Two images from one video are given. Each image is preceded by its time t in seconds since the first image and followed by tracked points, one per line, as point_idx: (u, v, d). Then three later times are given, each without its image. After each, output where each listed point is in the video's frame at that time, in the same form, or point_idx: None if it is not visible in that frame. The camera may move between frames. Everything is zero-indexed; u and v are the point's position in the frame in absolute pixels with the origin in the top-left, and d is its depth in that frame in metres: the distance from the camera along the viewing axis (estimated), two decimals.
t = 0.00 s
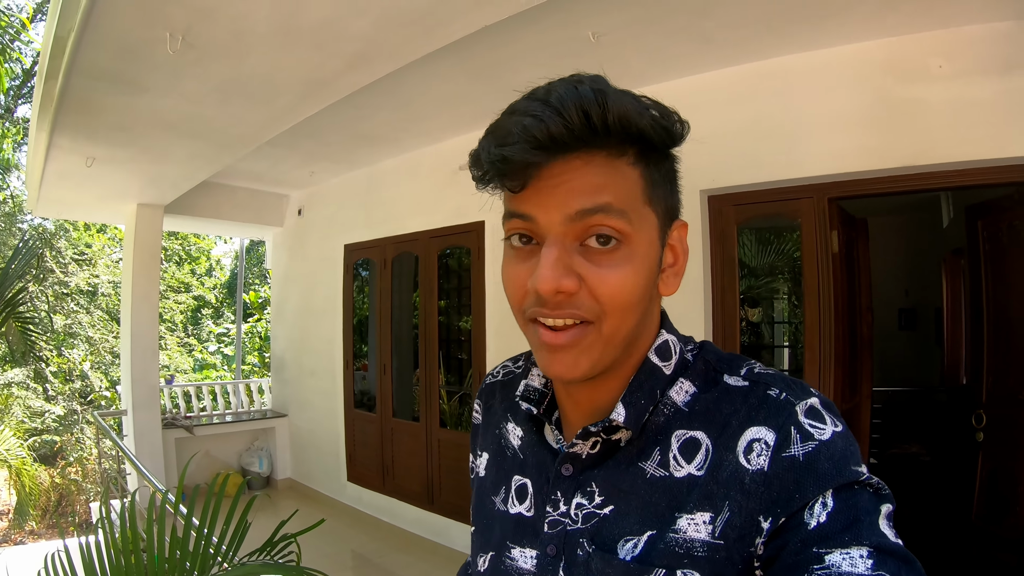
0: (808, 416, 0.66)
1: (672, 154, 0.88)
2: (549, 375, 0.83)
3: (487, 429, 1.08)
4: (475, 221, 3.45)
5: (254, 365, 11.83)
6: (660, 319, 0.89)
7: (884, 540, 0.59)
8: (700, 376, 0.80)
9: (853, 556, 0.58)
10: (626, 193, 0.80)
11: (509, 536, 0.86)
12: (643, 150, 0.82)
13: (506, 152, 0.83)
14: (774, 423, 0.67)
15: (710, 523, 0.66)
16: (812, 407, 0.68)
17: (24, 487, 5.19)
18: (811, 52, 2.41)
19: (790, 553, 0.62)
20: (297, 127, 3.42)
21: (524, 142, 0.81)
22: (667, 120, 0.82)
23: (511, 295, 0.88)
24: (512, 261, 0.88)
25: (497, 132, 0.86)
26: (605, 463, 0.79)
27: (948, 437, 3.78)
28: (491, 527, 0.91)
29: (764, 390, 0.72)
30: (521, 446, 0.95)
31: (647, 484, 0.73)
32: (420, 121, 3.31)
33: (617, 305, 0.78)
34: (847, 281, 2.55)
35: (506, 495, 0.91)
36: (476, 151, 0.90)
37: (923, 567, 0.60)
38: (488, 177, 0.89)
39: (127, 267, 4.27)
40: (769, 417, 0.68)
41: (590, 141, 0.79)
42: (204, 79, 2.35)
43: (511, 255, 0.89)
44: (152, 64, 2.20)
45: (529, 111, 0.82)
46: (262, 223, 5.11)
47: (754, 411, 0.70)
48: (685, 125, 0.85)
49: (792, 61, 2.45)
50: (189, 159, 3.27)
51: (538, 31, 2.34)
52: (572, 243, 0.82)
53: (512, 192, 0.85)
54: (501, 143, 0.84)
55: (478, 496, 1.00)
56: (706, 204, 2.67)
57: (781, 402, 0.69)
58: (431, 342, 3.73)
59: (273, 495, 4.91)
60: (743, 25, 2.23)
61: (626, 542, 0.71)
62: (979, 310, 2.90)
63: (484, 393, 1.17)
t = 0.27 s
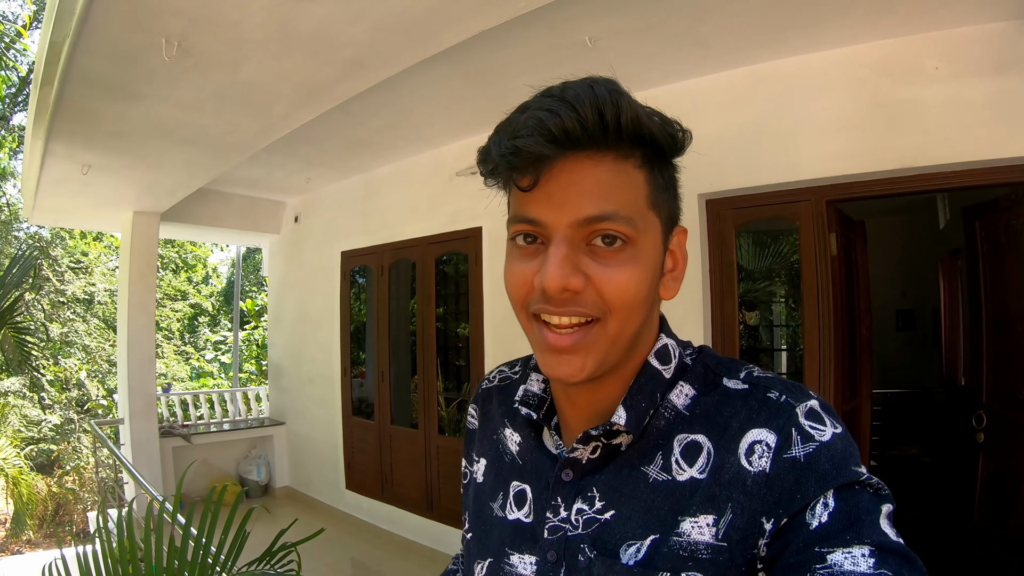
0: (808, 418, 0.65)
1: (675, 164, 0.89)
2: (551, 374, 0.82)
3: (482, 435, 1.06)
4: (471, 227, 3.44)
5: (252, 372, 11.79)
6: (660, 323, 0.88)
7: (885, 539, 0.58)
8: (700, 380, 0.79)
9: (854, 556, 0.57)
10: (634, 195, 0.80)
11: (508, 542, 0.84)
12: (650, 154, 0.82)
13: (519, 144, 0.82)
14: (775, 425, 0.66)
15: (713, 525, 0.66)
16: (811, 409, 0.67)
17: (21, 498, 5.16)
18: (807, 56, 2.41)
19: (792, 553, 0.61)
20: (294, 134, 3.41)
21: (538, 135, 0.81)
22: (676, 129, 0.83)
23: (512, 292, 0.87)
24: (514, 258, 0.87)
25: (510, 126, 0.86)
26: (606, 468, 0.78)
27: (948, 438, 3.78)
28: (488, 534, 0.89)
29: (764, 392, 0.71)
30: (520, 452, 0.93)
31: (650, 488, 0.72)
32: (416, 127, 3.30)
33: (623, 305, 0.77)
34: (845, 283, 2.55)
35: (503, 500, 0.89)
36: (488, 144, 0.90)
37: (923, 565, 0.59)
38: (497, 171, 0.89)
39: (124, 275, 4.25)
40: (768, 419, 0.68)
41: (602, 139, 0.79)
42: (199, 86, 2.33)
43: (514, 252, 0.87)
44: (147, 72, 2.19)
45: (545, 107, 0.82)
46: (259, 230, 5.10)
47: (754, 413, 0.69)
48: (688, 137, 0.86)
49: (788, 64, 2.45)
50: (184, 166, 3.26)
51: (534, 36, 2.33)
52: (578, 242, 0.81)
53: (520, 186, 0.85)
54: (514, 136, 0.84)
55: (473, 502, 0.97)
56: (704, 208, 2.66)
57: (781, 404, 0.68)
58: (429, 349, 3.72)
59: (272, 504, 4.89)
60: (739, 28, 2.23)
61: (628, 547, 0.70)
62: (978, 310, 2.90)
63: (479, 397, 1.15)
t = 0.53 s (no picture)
0: (814, 428, 0.65)
1: (666, 166, 0.88)
2: (547, 377, 0.80)
3: (478, 444, 1.04)
4: (469, 229, 3.42)
5: (249, 372, 11.76)
6: (662, 332, 0.86)
7: (891, 550, 0.57)
8: (704, 390, 0.78)
9: (861, 566, 0.56)
10: (621, 191, 0.79)
11: (502, 552, 0.82)
12: (635, 153, 0.82)
13: (505, 149, 0.84)
14: (781, 434, 0.66)
15: (717, 534, 0.64)
16: (817, 420, 0.67)
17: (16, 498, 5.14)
18: (807, 59, 2.40)
19: (799, 562, 0.60)
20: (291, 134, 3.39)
21: (521, 139, 0.83)
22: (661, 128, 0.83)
23: (508, 298, 0.86)
24: (509, 264, 0.86)
25: (498, 135, 0.88)
26: (608, 477, 0.76)
27: (946, 442, 3.78)
28: (481, 544, 0.87)
29: (769, 402, 0.71)
30: (517, 461, 0.92)
31: (652, 498, 0.71)
32: (414, 128, 3.29)
33: (614, 300, 0.75)
34: (845, 287, 2.54)
35: (497, 511, 0.88)
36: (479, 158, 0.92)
37: None
38: (489, 180, 0.91)
39: (120, 275, 4.23)
40: (774, 428, 0.67)
41: (583, 138, 0.80)
42: (196, 86, 2.32)
43: (509, 258, 0.87)
44: (143, 71, 2.17)
45: (527, 113, 0.84)
46: (255, 231, 5.08)
47: (760, 422, 0.69)
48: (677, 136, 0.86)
49: (788, 68, 2.44)
50: (181, 166, 3.24)
51: (534, 38, 2.32)
52: (568, 241, 0.80)
53: (509, 191, 0.86)
54: (500, 143, 0.86)
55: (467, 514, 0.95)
56: (704, 211, 2.64)
57: (788, 415, 0.68)
58: (426, 351, 3.70)
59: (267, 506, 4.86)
60: (739, 31, 2.22)
61: (628, 557, 0.68)
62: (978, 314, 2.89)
63: (475, 406, 1.13)
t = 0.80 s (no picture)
0: (815, 440, 0.65)
1: (650, 177, 0.87)
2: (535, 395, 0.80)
3: (476, 457, 1.03)
4: (467, 229, 3.41)
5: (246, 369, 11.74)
6: (659, 347, 0.86)
7: (897, 561, 0.57)
8: (703, 403, 0.78)
9: None
10: (599, 205, 0.79)
11: (497, 565, 0.82)
12: (614, 167, 0.82)
13: (484, 174, 0.85)
14: (781, 446, 0.66)
15: (717, 548, 0.64)
16: (818, 432, 0.67)
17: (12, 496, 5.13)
18: (807, 62, 2.40)
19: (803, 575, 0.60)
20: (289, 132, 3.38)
21: (497, 163, 0.84)
22: (636, 140, 0.82)
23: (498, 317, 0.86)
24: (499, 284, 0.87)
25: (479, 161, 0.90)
26: (604, 490, 0.76)
27: (943, 444, 3.79)
28: (477, 557, 0.86)
29: (769, 415, 0.71)
30: (515, 474, 0.91)
31: (650, 510, 0.70)
32: (413, 128, 3.28)
33: (595, 314, 0.75)
34: (843, 289, 2.54)
35: (494, 523, 0.87)
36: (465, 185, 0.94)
37: None
38: (475, 205, 0.92)
39: (117, 273, 4.21)
40: (774, 441, 0.67)
41: (555, 158, 0.80)
42: (193, 85, 2.30)
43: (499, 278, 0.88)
44: (140, 70, 2.16)
45: (502, 138, 0.85)
46: (253, 229, 5.06)
47: (760, 435, 0.69)
48: (658, 147, 0.85)
49: (788, 70, 2.43)
50: (178, 164, 3.23)
51: (533, 39, 2.31)
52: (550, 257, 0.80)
53: (493, 214, 0.86)
54: (480, 169, 0.87)
55: (463, 527, 0.94)
56: (703, 213, 2.63)
57: (788, 427, 0.68)
58: (423, 350, 3.69)
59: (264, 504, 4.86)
60: (739, 33, 2.21)
61: (625, 570, 0.68)
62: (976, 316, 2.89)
63: (475, 419, 1.13)
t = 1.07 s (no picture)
0: (819, 433, 0.65)
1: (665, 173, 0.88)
2: (551, 382, 0.80)
3: (485, 448, 1.04)
4: (468, 224, 3.41)
5: (246, 364, 11.75)
6: (666, 338, 0.86)
7: (899, 554, 0.57)
8: (708, 395, 0.78)
9: (868, 570, 0.56)
10: (620, 197, 0.79)
11: (502, 554, 0.82)
12: (634, 161, 0.82)
13: (507, 159, 0.84)
14: (786, 438, 0.66)
15: (721, 538, 0.64)
16: (822, 424, 0.67)
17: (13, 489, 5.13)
18: (810, 59, 2.39)
19: (806, 566, 0.60)
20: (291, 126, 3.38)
21: (521, 150, 0.83)
22: (658, 137, 0.83)
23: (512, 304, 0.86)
24: (513, 271, 0.86)
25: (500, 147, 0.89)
26: (610, 480, 0.76)
27: (942, 442, 3.79)
28: (482, 546, 0.87)
29: (774, 407, 0.71)
30: (521, 464, 0.91)
31: (654, 500, 0.70)
32: (414, 123, 3.27)
33: (615, 304, 0.75)
34: (844, 287, 2.54)
35: (499, 513, 0.87)
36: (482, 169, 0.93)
37: None
38: (492, 191, 0.91)
39: (117, 267, 4.21)
40: (779, 433, 0.68)
41: (580, 148, 0.80)
42: (195, 79, 2.30)
43: (513, 265, 0.87)
44: (141, 64, 2.15)
45: (526, 124, 0.84)
46: (254, 223, 5.06)
47: (764, 427, 0.69)
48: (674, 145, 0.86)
49: (790, 67, 2.43)
50: (179, 158, 3.22)
51: (535, 34, 2.31)
52: (570, 246, 0.80)
53: (512, 201, 0.86)
54: (501, 155, 0.87)
55: (470, 517, 0.95)
56: (704, 210, 2.63)
57: (792, 419, 0.68)
58: (424, 346, 3.69)
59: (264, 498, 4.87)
60: (742, 29, 2.21)
61: (627, 559, 0.68)
62: (977, 315, 2.89)
63: (482, 410, 1.13)
